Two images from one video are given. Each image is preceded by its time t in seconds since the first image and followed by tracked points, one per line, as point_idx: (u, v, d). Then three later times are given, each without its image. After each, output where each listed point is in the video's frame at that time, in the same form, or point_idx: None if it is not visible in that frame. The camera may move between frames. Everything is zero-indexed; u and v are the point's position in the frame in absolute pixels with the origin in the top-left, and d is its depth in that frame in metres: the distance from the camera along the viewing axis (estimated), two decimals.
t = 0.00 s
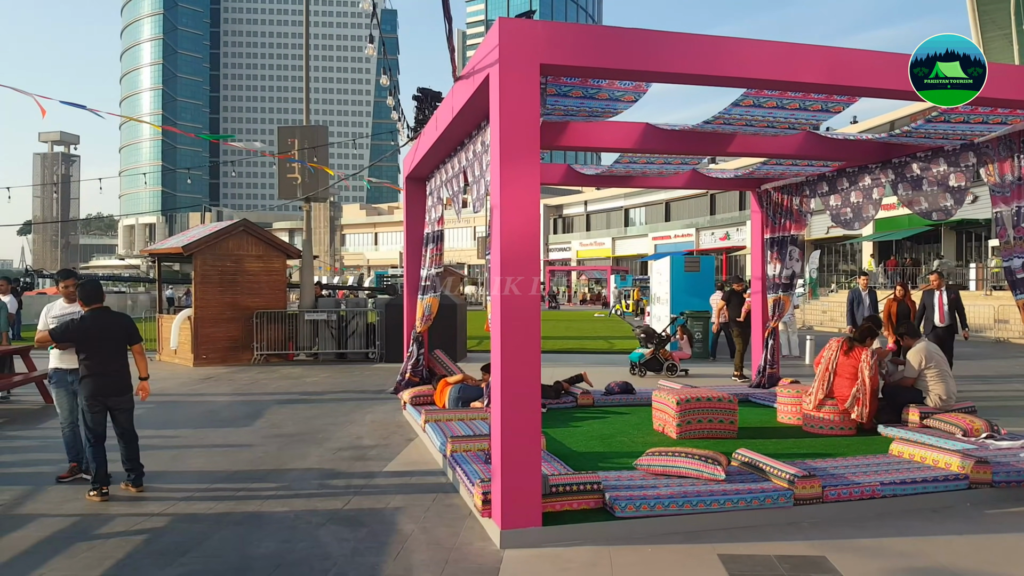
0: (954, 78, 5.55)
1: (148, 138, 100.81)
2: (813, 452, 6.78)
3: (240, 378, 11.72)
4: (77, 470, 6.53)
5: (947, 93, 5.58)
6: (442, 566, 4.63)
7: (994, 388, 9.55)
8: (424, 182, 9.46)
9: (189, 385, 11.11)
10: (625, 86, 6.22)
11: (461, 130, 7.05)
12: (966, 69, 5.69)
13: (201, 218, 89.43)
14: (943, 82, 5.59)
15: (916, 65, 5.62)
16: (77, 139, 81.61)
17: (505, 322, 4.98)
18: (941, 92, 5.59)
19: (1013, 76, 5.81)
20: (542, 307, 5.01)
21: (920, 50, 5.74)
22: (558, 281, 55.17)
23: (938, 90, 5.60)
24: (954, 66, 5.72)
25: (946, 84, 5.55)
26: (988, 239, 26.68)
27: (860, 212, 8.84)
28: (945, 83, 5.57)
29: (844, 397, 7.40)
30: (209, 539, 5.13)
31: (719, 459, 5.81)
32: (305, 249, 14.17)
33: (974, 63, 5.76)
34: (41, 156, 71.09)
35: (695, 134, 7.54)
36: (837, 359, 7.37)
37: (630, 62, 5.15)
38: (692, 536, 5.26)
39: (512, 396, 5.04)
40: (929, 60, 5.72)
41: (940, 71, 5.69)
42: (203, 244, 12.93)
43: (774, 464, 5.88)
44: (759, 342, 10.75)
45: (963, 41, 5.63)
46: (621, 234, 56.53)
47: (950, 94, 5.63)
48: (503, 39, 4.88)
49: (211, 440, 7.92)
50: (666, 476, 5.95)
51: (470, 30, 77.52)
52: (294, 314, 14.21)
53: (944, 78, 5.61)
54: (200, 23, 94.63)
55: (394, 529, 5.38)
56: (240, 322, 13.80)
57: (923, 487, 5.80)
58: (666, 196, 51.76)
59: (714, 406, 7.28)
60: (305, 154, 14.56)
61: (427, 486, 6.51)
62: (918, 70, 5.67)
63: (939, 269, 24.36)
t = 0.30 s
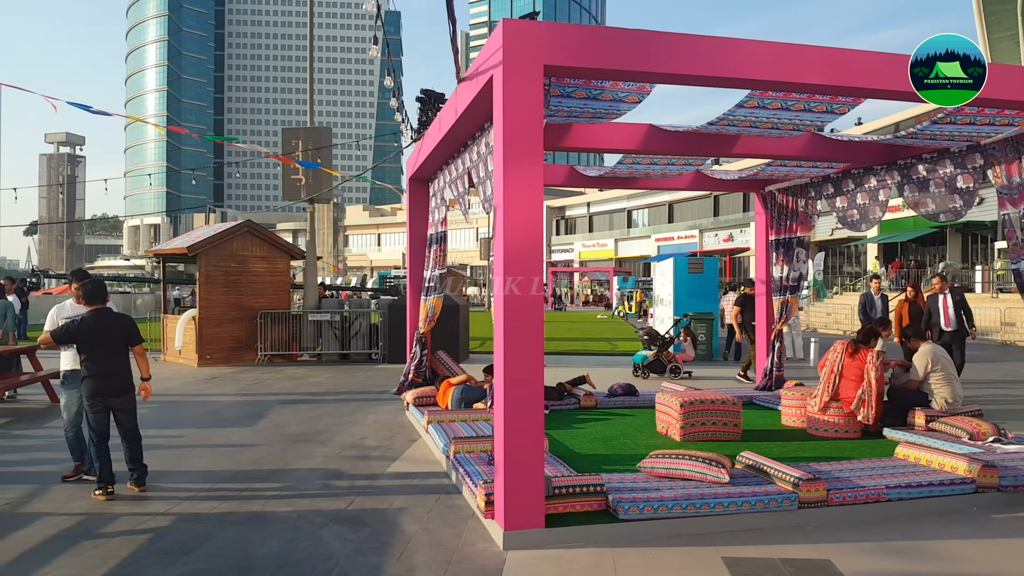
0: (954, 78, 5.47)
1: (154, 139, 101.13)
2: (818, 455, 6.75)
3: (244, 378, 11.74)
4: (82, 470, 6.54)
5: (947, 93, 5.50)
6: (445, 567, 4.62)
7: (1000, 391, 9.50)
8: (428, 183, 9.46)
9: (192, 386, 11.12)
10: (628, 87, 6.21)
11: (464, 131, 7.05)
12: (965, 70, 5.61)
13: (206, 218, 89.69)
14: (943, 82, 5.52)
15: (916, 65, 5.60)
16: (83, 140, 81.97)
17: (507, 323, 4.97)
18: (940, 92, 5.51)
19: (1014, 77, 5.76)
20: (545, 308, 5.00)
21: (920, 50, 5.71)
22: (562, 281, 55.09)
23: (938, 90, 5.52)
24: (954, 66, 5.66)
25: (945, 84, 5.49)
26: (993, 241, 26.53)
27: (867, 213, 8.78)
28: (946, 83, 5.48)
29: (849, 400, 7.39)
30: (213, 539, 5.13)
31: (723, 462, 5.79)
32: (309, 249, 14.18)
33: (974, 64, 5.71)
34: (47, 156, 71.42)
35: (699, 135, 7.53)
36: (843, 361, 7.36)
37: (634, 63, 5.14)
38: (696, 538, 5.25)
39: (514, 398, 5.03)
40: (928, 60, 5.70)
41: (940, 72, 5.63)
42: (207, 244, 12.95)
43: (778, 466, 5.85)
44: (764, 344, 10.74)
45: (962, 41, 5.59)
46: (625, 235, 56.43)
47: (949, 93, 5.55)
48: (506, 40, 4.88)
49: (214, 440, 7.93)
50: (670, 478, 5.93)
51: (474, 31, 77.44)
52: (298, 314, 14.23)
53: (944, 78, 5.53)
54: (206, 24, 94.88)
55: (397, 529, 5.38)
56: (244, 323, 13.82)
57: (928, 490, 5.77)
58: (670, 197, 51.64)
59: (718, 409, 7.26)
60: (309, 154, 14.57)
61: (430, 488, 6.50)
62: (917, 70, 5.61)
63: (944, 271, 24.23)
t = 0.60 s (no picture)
0: (954, 78, 5.35)
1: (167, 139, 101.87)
2: (830, 457, 6.71)
3: (255, 377, 11.80)
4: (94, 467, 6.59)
5: (947, 93, 5.38)
6: (455, 567, 4.63)
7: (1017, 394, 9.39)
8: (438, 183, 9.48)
9: (203, 384, 11.18)
10: (640, 86, 6.18)
11: (475, 131, 7.05)
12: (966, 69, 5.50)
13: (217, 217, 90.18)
14: (943, 82, 5.40)
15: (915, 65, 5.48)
16: (96, 139, 82.67)
17: (517, 323, 4.97)
18: (940, 92, 5.39)
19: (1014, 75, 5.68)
20: (555, 308, 4.99)
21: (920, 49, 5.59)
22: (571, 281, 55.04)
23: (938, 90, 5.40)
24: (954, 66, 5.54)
25: (945, 84, 5.36)
26: (1009, 242, 26.29)
27: (883, 213, 8.71)
28: (946, 83, 5.37)
29: (863, 401, 7.36)
30: (225, 537, 5.15)
31: (735, 463, 5.77)
32: (320, 249, 14.24)
33: (973, 62, 5.61)
34: (60, 155, 72.05)
35: (711, 134, 7.50)
36: (856, 362, 7.31)
37: (646, 63, 5.13)
38: (707, 539, 5.22)
39: (524, 397, 5.03)
40: (929, 61, 5.57)
41: (940, 71, 5.50)
42: (220, 244, 13.02)
43: (790, 467, 5.82)
44: (775, 345, 10.69)
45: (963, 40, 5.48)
46: (636, 235, 56.30)
47: (950, 94, 5.43)
48: (517, 39, 4.88)
49: (225, 438, 7.97)
50: (681, 479, 5.90)
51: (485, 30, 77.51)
52: (309, 313, 14.29)
53: (944, 78, 5.41)
54: (218, 25, 95.44)
55: (407, 528, 5.39)
56: (256, 322, 13.89)
57: (942, 493, 5.72)
58: (681, 197, 51.48)
59: (729, 410, 7.23)
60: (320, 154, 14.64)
61: (440, 487, 6.51)
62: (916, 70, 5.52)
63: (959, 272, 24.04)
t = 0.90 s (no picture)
0: (954, 78, 5.32)
1: (182, 140, 102.72)
2: (846, 457, 6.65)
3: (269, 376, 11.87)
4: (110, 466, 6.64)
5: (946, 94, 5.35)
6: (469, 565, 4.63)
7: None
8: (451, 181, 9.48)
9: (218, 382, 11.27)
10: (653, 83, 6.15)
11: (487, 129, 7.05)
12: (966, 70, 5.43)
13: (232, 217, 90.74)
14: (943, 82, 5.38)
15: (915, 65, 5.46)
16: (112, 140, 83.36)
17: (529, 321, 4.96)
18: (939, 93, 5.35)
19: (1015, 73, 5.60)
20: (568, 307, 4.98)
21: (921, 49, 5.52)
22: (584, 280, 54.96)
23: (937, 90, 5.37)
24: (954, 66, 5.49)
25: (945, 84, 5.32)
26: None
27: (900, 210, 8.61)
28: (946, 84, 5.34)
29: (878, 400, 7.31)
30: (240, 534, 5.19)
31: (749, 462, 5.74)
32: (333, 248, 14.31)
33: (974, 62, 5.55)
34: (77, 156, 72.77)
35: (725, 132, 7.46)
36: (871, 361, 7.24)
37: (659, 62, 5.11)
38: (721, 539, 5.20)
39: (537, 396, 5.02)
40: (928, 60, 5.54)
41: (940, 71, 5.47)
42: (234, 243, 13.11)
43: (805, 467, 5.78)
44: (790, 344, 10.64)
45: (966, 40, 5.40)
46: (648, 234, 56.13)
47: (950, 94, 5.41)
48: (530, 38, 4.86)
49: (240, 437, 8.03)
50: (695, 479, 5.88)
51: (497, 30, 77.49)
52: (322, 313, 14.36)
53: (943, 79, 5.38)
54: (232, 26, 96.08)
55: (421, 526, 5.40)
56: (270, 321, 13.97)
57: (958, 493, 5.67)
58: (694, 195, 51.26)
59: (743, 410, 7.19)
60: (333, 154, 14.71)
61: (453, 485, 6.52)
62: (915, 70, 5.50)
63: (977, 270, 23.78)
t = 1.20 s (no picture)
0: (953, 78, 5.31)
1: (195, 140, 103.55)
2: (859, 459, 6.62)
3: (282, 376, 11.95)
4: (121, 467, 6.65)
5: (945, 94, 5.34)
6: (481, 566, 4.65)
7: None
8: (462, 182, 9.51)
9: (232, 382, 11.36)
10: (665, 83, 6.14)
11: (500, 130, 7.06)
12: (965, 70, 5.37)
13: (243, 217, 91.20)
14: (944, 82, 5.42)
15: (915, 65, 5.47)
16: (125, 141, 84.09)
17: (542, 323, 4.97)
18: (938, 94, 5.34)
19: (1017, 73, 5.50)
20: (582, 308, 4.99)
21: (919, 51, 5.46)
22: (595, 280, 54.98)
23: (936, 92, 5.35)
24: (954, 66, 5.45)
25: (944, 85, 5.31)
26: None
27: (916, 210, 8.56)
28: (945, 84, 5.37)
29: (893, 401, 7.30)
30: (254, 534, 5.23)
31: (762, 464, 5.72)
32: (345, 249, 14.37)
33: (974, 62, 5.46)
34: (92, 157, 73.48)
35: (738, 132, 7.44)
36: (884, 362, 7.18)
37: (672, 63, 5.10)
38: (733, 540, 5.19)
39: (550, 397, 5.03)
40: (927, 61, 5.50)
41: (940, 72, 5.46)
42: (248, 244, 13.18)
43: (819, 469, 5.75)
44: (804, 344, 10.61)
45: (965, 40, 5.32)
46: (660, 234, 56.05)
47: (950, 94, 5.44)
48: (542, 40, 4.87)
49: (253, 437, 8.08)
50: (708, 481, 5.87)
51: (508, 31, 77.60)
52: (335, 313, 14.43)
53: (943, 79, 5.40)
54: (244, 27, 96.60)
55: (433, 526, 5.43)
56: (283, 321, 14.04)
57: (973, 495, 5.64)
58: (705, 195, 51.13)
59: (756, 411, 7.18)
60: (345, 155, 14.78)
61: (465, 485, 6.54)
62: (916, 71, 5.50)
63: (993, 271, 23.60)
